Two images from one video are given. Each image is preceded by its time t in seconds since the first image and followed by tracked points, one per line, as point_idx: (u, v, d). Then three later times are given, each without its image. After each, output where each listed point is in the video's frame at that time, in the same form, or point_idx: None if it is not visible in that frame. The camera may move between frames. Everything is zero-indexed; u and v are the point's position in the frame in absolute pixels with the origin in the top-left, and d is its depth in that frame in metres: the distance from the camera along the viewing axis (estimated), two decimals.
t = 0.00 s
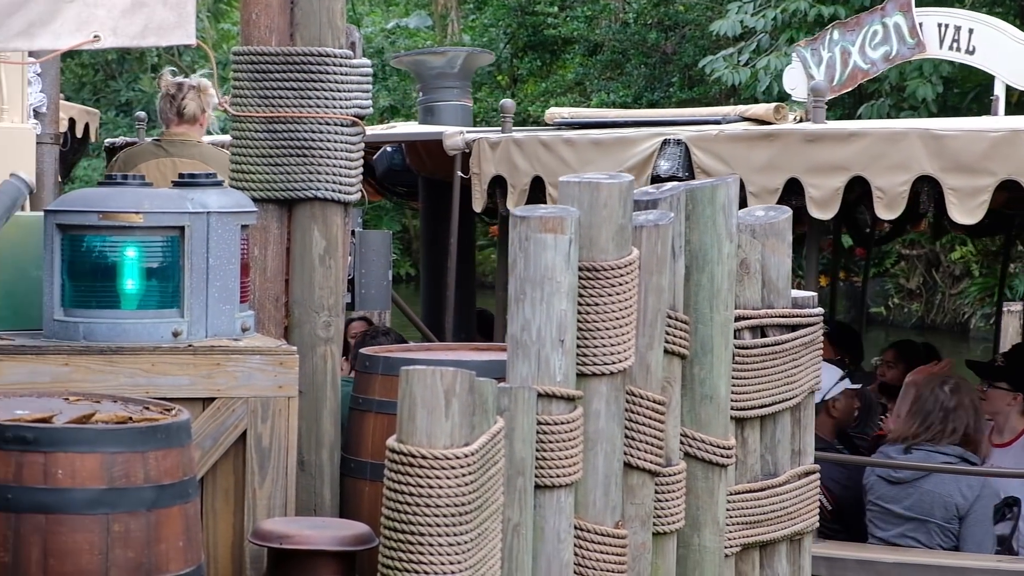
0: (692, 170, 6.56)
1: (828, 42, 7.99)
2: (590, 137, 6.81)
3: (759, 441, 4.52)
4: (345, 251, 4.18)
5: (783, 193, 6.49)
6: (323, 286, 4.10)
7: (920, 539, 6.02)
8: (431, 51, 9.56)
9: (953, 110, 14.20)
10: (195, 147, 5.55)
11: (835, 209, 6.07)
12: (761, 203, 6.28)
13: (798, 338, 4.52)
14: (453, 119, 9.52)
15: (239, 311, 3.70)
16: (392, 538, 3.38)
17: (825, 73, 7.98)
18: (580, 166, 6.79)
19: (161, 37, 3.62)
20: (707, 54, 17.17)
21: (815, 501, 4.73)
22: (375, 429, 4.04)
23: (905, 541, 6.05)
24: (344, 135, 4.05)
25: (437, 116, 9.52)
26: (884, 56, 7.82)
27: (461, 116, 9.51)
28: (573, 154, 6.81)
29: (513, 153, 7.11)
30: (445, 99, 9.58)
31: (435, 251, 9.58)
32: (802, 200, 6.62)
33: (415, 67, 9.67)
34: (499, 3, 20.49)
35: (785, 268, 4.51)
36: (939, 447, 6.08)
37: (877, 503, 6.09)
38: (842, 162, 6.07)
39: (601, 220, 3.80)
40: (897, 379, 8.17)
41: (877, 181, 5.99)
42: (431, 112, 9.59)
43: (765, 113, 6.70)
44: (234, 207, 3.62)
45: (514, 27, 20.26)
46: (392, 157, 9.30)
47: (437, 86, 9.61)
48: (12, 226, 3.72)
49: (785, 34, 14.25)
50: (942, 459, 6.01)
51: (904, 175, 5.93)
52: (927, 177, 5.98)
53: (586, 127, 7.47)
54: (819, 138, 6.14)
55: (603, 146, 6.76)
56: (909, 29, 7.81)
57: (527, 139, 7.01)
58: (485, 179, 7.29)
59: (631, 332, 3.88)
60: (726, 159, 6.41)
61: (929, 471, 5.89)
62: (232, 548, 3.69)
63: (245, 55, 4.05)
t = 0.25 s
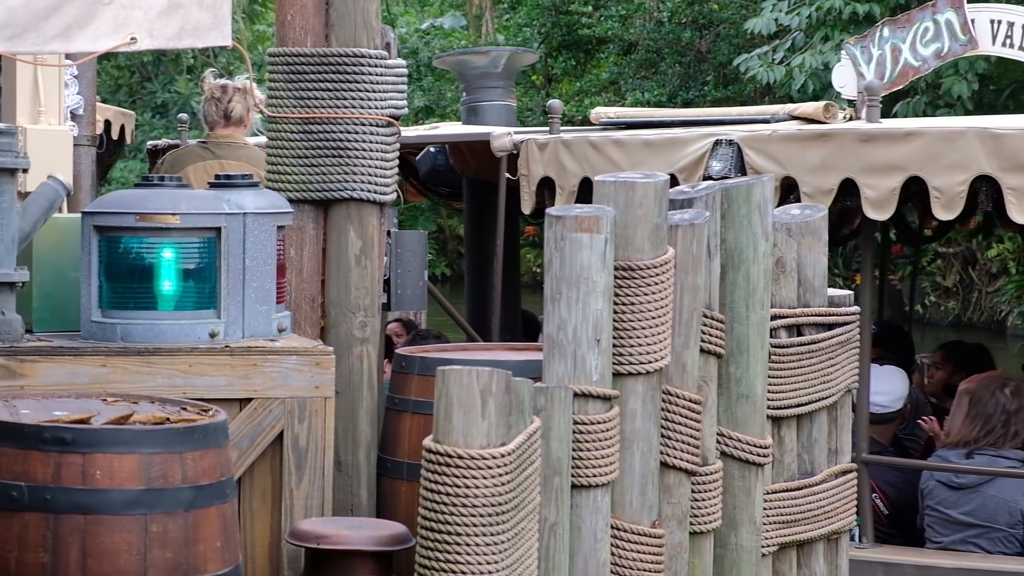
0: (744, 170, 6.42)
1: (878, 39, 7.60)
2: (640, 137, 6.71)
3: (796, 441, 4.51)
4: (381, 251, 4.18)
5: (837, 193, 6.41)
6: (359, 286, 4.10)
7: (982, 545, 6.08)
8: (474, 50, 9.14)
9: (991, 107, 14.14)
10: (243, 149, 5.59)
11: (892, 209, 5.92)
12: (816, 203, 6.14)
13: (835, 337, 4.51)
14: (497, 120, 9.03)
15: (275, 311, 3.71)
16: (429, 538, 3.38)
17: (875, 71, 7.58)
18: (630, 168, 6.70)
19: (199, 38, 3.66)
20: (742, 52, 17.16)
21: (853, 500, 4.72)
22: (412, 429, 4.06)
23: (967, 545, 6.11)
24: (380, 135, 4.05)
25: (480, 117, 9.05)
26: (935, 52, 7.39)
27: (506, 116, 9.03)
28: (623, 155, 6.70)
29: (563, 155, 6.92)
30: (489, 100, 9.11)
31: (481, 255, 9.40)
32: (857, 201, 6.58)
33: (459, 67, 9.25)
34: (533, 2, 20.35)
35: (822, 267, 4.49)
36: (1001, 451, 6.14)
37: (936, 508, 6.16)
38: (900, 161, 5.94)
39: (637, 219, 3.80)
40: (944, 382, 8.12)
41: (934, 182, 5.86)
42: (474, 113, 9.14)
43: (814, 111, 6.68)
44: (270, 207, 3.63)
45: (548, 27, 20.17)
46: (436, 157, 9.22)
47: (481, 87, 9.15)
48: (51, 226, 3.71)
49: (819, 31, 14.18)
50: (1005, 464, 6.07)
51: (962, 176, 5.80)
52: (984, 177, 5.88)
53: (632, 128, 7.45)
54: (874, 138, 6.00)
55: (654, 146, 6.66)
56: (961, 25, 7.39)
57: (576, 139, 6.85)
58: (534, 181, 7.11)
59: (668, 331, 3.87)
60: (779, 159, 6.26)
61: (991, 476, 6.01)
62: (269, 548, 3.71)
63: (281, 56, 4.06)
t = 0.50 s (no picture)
0: (799, 168, 6.48)
1: (932, 34, 7.50)
2: (694, 136, 6.76)
3: (836, 439, 4.51)
4: (419, 252, 4.19)
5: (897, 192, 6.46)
6: (398, 287, 4.11)
7: None
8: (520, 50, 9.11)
9: None
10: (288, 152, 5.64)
11: (954, 208, 5.98)
12: (875, 203, 6.21)
13: (876, 334, 4.51)
14: (544, 120, 9.03)
15: (314, 313, 3.72)
16: (470, 538, 3.39)
17: (929, 66, 7.50)
18: (684, 167, 6.76)
19: (237, 41, 3.68)
20: (779, 49, 17.14)
21: (895, 498, 4.71)
22: (452, 429, 4.06)
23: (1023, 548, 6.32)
24: (417, 136, 4.06)
25: (527, 116, 9.05)
26: (993, 47, 7.31)
27: (553, 115, 9.02)
28: (677, 155, 6.77)
29: (616, 154, 6.95)
30: (535, 100, 9.10)
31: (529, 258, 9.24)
32: (918, 199, 6.55)
33: (505, 67, 9.24)
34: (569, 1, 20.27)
35: (861, 264, 4.49)
36: None
37: (998, 513, 6.39)
38: (963, 159, 5.99)
39: (676, 218, 3.80)
40: (1004, 383, 8.05)
41: (995, 181, 5.93)
42: (521, 113, 9.14)
43: (867, 109, 6.60)
44: (309, 209, 3.64)
45: (585, 26, 20.02)
46: (482, 158, 9.26)
47: (527, 86, 9.14)
48: (91, 230, 3.72)
49: (857, 28, 14.12)
50: None
51: None
52: None
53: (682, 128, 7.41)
54: (933, 136, 6.06)
55: (709, 146, 6.72)
56: (1017, 19, 7.28)
57: (628, 139, 6.89)
58: (587, 182, 7.14)
59: (708, 330, 3.87)
60: (838, 159, 6.34)
61: None
62: (311, 549, 3.70)
63: (319, 59, 4.08)
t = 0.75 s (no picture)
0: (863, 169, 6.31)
1: (993, 33, 7.44)
2: (755, 137, 6.60)
3: (880, 440, 4.50)
4: (463, 252, 4.19)
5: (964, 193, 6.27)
6: (441, 288, 4.11)
7: None
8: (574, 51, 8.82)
9: None
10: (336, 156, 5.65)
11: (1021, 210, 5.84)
12: (942, 203, 6.07)
13: (920, 336, 4.49)
14: (598, 121, 8.75)
15: (357, 314, 3.72)
16: (512, 538, 3.38)
17: (992, 65, 7.40)
18: (746, 168, 6.60)
19: (281, 42, 3.69)
20: (822, 50, 17.04)
21: (939, 500, 4.70)
22: (495, 430, 4.08)
23: None
24: (461, 137, 4.06)
25: (581, 118, 8.78)
26: None
27: (608, 117, 8.75)
28: (737, 155, 6.61)
29: (675, 156, 6.77)
30: (590, 100, 8.83)
31: (584, 260, 9.01)
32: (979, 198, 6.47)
33: (560, 67, 8.98)
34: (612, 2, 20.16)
35: (905, 266, 4.49)
36: None
37: None
38: None
39: (719, 218, 3.79)
40: None
41: None
42: (575, 114, 8.87)
43: (929, 109, 6.55)
44: (353, 210, 3.64)
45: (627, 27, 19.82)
46: (536, 159, 9.24)
47: (582, 87, 8.87)
48: (137, 230, 3.74)
49: (900, 28, 14.05)
50: None
51: None
52: None
53: (739, 128, 7.37)
54: (1001, 136, 5.92)
55: (770, 146, 6.55)
56: None
57: (688, 139, 6.73)
58: (646, 183, 6.92)
59: (751, 331, 3.87)
60: (902, 159, 6.19)
61: None
62: (354, 549, 3.70)
63: (362, 59, 4.08)
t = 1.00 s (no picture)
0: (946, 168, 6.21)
1: None
2: (834, 134, 6.51)
3: (942, 439, 4.47)
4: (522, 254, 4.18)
5: None
6: (501, 289, 4.11)
7: None
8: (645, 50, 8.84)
9: None
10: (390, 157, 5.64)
11: None
12: None
13: (982, 334, 4.45)
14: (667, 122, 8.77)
15: (417, 315, 3.72)
16: (575, 539, 3.37)
17: None
18: (826, 166, 6.49)
19: (339, 44, 3.76)
20: (880, 48, 16.94)
21: (1003, 498, 4.67)
22: (556, 431, 4.08)
23: None
24: (519, 138, 4.06)
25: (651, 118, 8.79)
26: None
27: (679, 117, 8.77)
28: (817, 154, 6.51)
29: (751, 154, 6.62)
30: (662, 100, 8.83)
31: (657, 260, 8.90)
32: None
33: (629, 66, 8.97)
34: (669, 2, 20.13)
35: (966, 263, 4.46)
36: None
37: None
38: None
39: (779, 218, 3.78)
40: None
41: None
42: (646, 113, 8.88)
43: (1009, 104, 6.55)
44: (413, 212, 3.64)
45: (684, 27, 19.79)
46: (607, 159, 9.30)
47: (652, 86, 8.86)
48: (199, 233, 3.74)
49: (959, 25, 13.97)
50: None
51: None
52: None
53: (814, 125, 7.37)
54: None
55: (850, 144, 6.45)
56: None
57: (765, 138, 6.61)
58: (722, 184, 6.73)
59: (812, 330, 3.86)
60: (987, 156, 6.14)
61: None
62: (416, 550, 3.69)
63: (420, 61, 4.09)
